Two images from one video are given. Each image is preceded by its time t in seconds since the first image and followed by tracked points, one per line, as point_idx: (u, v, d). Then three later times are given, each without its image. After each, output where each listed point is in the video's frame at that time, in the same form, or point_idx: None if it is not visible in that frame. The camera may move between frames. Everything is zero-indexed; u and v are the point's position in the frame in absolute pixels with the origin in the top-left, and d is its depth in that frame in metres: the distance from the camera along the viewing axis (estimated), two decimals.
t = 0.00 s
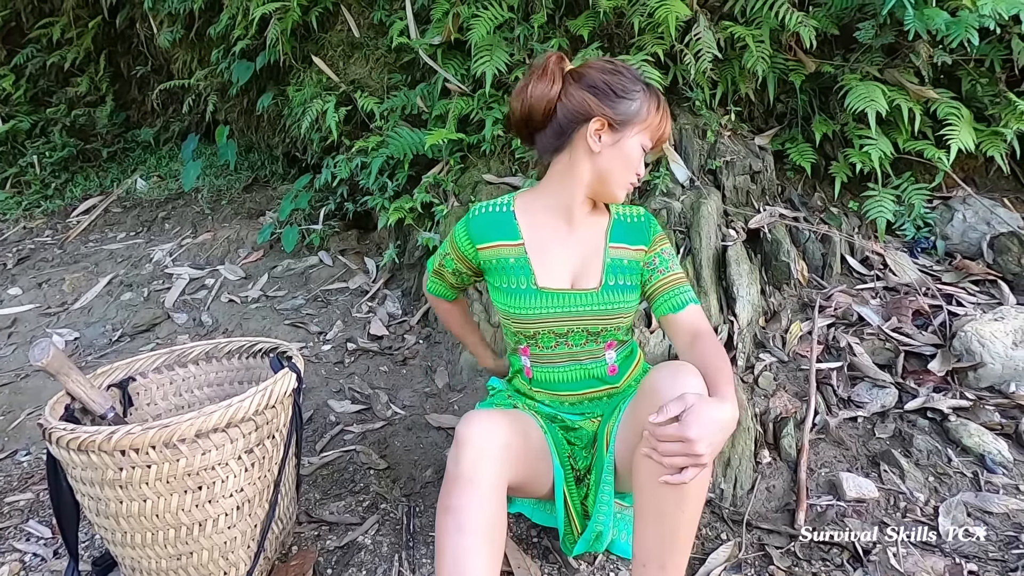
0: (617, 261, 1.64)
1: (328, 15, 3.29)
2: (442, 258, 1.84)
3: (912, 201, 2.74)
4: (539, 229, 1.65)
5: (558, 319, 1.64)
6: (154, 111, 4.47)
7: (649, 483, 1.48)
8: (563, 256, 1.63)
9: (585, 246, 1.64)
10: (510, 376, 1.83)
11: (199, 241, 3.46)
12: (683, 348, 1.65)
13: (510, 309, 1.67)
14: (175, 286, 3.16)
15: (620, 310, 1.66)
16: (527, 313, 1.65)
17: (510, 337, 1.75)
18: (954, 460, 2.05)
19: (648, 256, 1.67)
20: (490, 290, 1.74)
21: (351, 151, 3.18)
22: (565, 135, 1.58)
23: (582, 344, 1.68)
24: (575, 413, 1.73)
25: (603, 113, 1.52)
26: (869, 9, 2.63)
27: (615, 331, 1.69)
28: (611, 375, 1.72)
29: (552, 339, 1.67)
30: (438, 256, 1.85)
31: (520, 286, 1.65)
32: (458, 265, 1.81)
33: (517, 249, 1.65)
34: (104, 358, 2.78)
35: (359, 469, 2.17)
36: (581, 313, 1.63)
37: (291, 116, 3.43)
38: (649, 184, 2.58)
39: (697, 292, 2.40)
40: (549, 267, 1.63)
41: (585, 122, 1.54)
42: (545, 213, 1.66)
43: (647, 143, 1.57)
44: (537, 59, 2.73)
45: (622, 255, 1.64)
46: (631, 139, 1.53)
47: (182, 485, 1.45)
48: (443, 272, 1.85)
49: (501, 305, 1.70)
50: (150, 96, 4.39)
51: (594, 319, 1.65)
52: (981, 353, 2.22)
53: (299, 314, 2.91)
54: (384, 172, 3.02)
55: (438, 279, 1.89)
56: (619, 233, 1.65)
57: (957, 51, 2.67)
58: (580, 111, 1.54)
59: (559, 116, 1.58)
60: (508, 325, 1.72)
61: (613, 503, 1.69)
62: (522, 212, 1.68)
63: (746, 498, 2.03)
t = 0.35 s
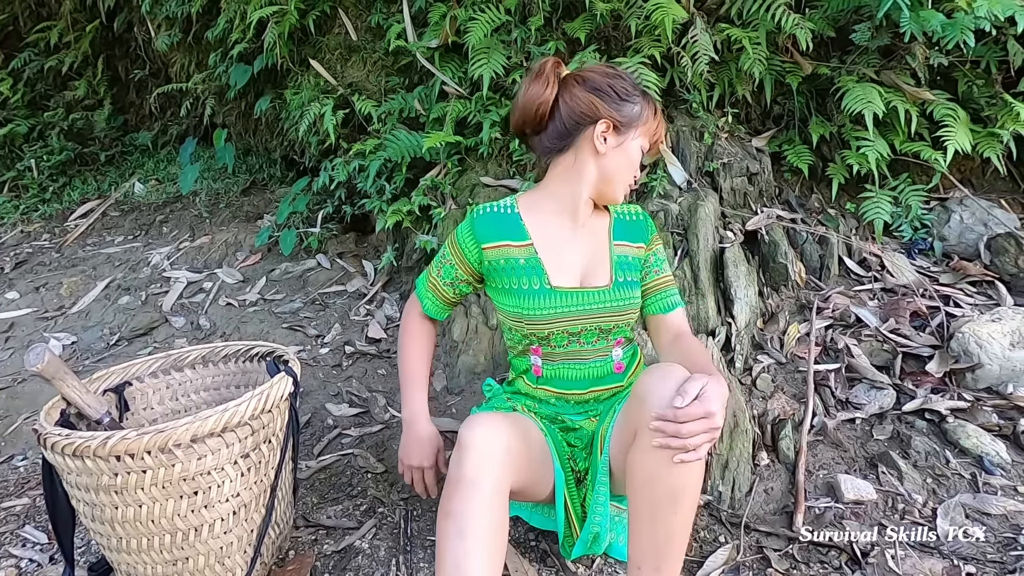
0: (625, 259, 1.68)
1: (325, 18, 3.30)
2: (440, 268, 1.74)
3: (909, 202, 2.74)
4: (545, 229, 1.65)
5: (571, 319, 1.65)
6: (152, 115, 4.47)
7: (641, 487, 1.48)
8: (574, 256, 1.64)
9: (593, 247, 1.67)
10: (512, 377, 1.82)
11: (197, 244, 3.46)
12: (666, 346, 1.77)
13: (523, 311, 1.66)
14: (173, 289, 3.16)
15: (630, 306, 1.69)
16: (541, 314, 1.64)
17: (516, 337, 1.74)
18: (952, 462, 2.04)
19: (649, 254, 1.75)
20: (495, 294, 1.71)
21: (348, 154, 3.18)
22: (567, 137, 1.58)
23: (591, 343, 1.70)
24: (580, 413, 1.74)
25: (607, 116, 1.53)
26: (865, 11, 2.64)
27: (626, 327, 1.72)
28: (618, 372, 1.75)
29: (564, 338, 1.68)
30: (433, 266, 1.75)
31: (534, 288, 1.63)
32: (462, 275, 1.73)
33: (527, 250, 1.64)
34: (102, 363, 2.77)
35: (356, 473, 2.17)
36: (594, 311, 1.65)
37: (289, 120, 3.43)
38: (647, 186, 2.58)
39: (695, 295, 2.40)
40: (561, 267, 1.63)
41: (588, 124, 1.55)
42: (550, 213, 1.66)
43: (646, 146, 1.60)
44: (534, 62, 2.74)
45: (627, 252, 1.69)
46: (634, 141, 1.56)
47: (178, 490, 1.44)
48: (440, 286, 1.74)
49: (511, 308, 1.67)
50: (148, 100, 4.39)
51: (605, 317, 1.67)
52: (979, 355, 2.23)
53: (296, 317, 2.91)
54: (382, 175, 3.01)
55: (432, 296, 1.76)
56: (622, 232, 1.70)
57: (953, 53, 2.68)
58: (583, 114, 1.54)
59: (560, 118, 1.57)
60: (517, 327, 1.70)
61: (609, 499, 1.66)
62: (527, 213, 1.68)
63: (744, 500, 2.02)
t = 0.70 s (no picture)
0: (625, 268, 1.72)
1: (322, 21, 3.30)
2: (446, 301, 1.64)
3: (905, 204, 2.75)
4: (547, 245, 1.64)
5: (583, 333, 1.66)
6: (148, 117, 4.46)
7: (637, 490, 1.49)
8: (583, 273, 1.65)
9: (595, 259, 1.69)
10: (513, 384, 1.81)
11: (194, 247, 3.45)
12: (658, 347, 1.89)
13: (538, 333, 1.65)
14: (169, 293, 3.15)
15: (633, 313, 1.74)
16: (557, 333, 1.64)
17: (527, 355, 1.72)
18: (948, 463, 2.05)
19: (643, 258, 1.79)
20: (506, 319, 1.67)
21: (345, 157, 3.18)
22: (565, 151, 1.53)
23: (599, 352, 1.73)
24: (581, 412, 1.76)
25: (607, 129, 1.49)
26: (860, 14, 2.65)
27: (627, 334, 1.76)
28: (618, 373, 1.77)
29: (574, 352, 1.70)
30: (434, 300, 1.64)
31: (549, 310, 1.62)
32: (473, 303, 1.66)
33: (537, 272, 1.62)
34: (98, 366, 2.77)
35: (353, 476, 2.17)
36: (604, 324, 1.67)
37: (286, 122, 3.43)
38: (644, 189, 2.58)
39: (691, 297, 2.40)
40: (573, 286, 1.64)
41: (588, 139, 1.50)
42: (554, 231, 1.65)
43: (643, 150, 1.59)
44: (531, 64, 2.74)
45: (626, 262, 1.73)
46: (632, 149, 1.54)
47: (173, 495, 1.44)
48: (447, 320, 1.64)
49: (524, 331, 1.66)
50: (144, 102, 4.39)
51: (613, 327, 1.70)
52: (975, 355, 2.23)
53: (293, 320, 2.91)
54: (379, 178, 3.01)
55: (437, 331, 1.64)
56: (619, 240, 1.73)
57: (947, 55, 2.69)
58: (582, 128, 1.49)
59: (557, 133, 1.51)
60: (529, 347, 1.69)
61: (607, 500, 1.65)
62: (526, 230, 1.65)
63: (741, 502, 2.03)
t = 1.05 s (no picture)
0: (625, 265, 1.74)
1: (320, 23, 3.31)
2: (463, 299, 1.69)
3: (900, 207, 2.76)
4: (538, 243, 1.70)
5: (574, 327, 1.70)
6: (145, 119, 4.46)
7: (648, 491, 1.49)
8: (574, 269, 1.69)
9: (590, 256, 1.72)
10: (517, 380, 1.84)
11: (191, 250, 3.45)
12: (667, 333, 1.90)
13: (533, 327, 1.70)
14: (166, 295, 3.15)
15: (631, 309, 1.76)
16: (549, 327, 1.69)
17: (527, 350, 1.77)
18: (945, 464, 2.06)
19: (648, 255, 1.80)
20: (506, 314, 1.73)
21: (343, 159, 3.18)
22: (541, 156, 1.64)
23: (596, 346, 1.75)
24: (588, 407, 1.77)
25: (567, 131, 1.56)
26: (856, 18, 2.66)
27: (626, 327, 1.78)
28: (618, 370, 1.80)
29: (570, 346, 1.73)
30: (451, 300, 1.69)
31: (541, 304, 1.68)
32: (485, 299, 1.71)
33: (529, 268, 1.68)
34: (94, 369, 2.76)
35: (351, 479, 2.17)
36: (595, 319, 1.70)
37: (283, 125, 3.43)
38: (641, 191, 2.58)
39: (689, 299, 2.41)
40: (562, 281, 1.68)
41: (553, 143, 1.59)
42: (546, 230, 1.70)
43: (622, 148, 1.59)
44: (529, 67, 2.75)
45: (625, 258, 1.74)
46: (602, 148, 1.56)
47: (170, 498, 1.44)
48: (462, 315, 1.69)
49: (521, 325, 1.71)
50: (142, 104, 4.38)
51: (606, 322, 1.73)
52: (971, 357, 2.23)
53: (291, 322, 2.91)
54: (377, 180, 3.01)
55: (453, 327, 1.68)
56: (619, 237, 1.75)
57: (943, 58, 2.70)
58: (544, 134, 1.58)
59: (530, 141, 1.64)
60: (528, 342, 1.74)
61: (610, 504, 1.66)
62: (519, 228, 1.72)
63: (739, 504, 2.03)
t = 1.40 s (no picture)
0: (628, 254, 1.74)
1: (319, 25, 3.31)
2: (463, 291, 1.70)
3: (899, 209, 2.76)
4: (538, 241, 1.70)
5: (579, 313, 1.70)
6: (144, 120, 4.46)
7: (634, 490, 1.50)
8: (574, 264, 1.70)
9: (592, 252, 1.72)
10: (522, 370, 1.83)
11: (190, 251, 3.44)
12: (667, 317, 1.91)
13: (536, 313, 1.70)
14: (165, 296, 3.14)
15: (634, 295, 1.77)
16: (554, 312, 1.69)
17: (532, 338, 1.77)
18: (943, 466, 2.06)
19: (650, 243, 1.81)
20: (510, 304, 1.74)
21: (342, 160, 3.17)
22: (539, 165, 1.68)
23: (601, 332, 1.75)
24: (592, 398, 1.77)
25: (556, 145, 1.59)
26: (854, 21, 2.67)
27: (631, 312, 1.78)
28: (624, 358, 1.79)
29: (575, 331, 1.73)
30: (453, 292, 1.70)
31: (545, 291, 1.68)
32: (486, 292, 1.71)
33: (533, 259, 1.68)
34: (92, 370, 2.76)
35: (350, 481, 2.16)
36: (600, 303, 1.71)
37: (283, 126, 3.42)
38: (640, 193, 2.58)
39: (688, 301, 2.41)
40: (565, 273, 1.69)
41: (546, 154, 1.62)
42: (548, 226, 1.71)
43: (612, 160, 1.58)
44: (528, 68, 2.75)
45: (629, 248, 1.75)
46: (589, 161, 1.56)
47: (170, 500, 1.44)
48: (463, 307, 1.70)
49: (526, 314, 1.72)
50: (140, 105, 4.38)
51: (611, 308, 1.73)
52: (969, 359, 2.23)
53: (290, 324, 2.91)
54: (376, 182, 3.01)
55: (453, 317, 1.69)
56: (622, 227, 1.75)
57: (941, 61, 2.71)
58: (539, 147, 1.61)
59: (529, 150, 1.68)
60: (533, 329, 1.74)
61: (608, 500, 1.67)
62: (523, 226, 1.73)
63: (739, 505, 2.03)
